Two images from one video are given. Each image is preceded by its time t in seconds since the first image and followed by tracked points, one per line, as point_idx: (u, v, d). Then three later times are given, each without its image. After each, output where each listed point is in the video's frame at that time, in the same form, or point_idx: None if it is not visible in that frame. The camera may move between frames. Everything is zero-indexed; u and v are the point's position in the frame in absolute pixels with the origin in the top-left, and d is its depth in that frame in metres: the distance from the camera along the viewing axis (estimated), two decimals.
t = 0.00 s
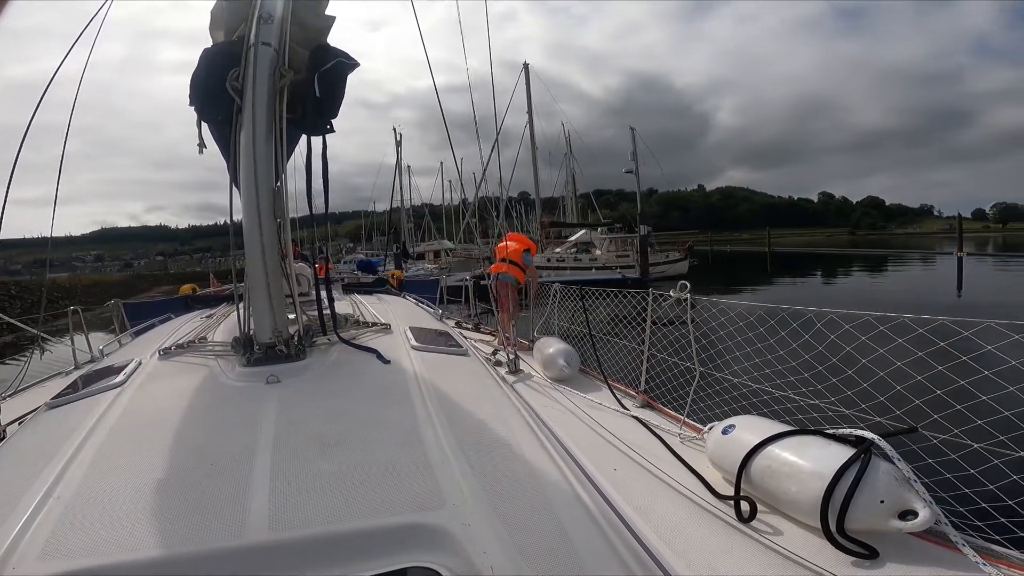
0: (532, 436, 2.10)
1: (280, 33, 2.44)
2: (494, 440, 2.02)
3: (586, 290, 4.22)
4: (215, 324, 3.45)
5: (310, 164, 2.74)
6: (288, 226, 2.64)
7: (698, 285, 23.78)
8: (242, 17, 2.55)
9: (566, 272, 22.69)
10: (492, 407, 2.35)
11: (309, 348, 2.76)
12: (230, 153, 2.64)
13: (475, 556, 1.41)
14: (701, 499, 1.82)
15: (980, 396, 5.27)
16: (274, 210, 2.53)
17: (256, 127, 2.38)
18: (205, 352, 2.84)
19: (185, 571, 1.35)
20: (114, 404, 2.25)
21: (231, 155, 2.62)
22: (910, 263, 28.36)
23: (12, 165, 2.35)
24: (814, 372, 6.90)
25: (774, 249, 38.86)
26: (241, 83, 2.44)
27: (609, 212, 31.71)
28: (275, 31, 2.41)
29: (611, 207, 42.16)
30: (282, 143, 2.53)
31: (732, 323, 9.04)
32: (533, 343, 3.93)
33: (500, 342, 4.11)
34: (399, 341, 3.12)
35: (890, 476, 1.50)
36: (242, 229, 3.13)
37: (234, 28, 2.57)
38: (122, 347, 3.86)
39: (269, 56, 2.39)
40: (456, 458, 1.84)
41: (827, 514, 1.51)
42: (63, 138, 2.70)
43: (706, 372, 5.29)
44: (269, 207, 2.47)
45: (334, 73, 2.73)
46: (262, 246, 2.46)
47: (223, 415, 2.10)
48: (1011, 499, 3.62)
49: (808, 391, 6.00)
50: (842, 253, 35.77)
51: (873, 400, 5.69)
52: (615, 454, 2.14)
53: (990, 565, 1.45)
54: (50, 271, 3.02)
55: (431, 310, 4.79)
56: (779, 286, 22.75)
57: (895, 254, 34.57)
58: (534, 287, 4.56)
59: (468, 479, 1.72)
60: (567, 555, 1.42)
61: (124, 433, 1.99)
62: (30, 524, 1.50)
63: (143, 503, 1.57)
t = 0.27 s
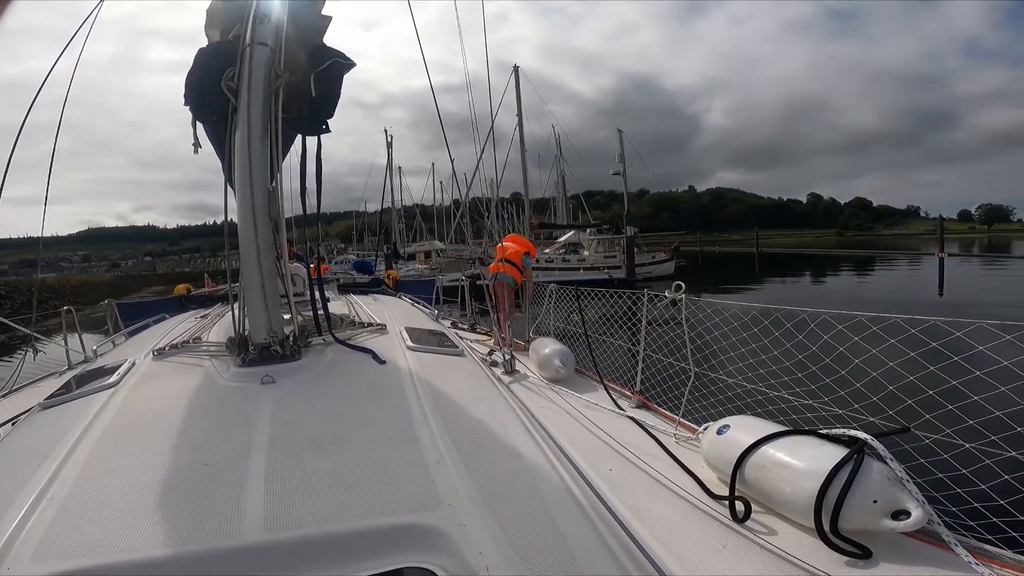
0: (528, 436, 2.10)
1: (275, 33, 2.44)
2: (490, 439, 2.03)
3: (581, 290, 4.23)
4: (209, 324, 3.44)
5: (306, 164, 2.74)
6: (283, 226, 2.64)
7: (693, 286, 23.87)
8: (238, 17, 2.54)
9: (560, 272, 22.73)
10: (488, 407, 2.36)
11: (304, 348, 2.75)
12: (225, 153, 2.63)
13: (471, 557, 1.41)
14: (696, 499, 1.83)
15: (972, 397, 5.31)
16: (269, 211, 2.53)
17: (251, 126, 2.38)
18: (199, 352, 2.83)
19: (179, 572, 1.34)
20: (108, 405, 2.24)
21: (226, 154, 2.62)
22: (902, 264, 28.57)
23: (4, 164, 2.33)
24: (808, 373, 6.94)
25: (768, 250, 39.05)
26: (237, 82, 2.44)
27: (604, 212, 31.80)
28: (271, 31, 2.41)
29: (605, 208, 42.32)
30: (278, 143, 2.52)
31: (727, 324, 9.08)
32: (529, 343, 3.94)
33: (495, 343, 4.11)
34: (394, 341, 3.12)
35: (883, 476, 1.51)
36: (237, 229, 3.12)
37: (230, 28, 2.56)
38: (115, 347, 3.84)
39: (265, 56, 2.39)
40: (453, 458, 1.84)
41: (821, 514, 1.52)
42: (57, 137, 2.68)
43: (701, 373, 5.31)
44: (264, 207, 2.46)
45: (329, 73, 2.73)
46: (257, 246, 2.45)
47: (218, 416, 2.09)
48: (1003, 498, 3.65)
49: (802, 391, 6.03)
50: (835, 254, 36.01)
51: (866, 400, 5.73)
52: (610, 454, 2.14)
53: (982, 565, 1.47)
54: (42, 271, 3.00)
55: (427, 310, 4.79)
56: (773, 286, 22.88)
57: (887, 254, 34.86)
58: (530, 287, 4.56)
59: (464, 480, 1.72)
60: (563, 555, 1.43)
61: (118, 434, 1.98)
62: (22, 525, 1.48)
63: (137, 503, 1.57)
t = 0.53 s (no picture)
0: (528, 433, 2.10)
1: (273, 31, 2.42)
2: (490, 437, 2.03)
3: (581, 287, 4.23)
4: (209, 323, 3.44)
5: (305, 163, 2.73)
6: (282, 224, 2.63)
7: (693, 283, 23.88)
8: (235, 15, 2.53)
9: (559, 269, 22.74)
10: (488, 405, 2.35)
11: (304, 346, 2.75)
12: (223, 151, 2.62)
13: (471, 555, 1.41)
14: (697, 496, 1.83)
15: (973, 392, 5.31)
16: (268, 209, 2.52)
17: (249, 125, 2.37)
18: (199, 351, 2.83)
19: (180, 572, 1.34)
20: (108, 404, 2.24)
21: (225, 153, 2.61)
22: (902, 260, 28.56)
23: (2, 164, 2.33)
24: (809, 369, 6.93)
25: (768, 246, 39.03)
26: (234, 81, 2.43)
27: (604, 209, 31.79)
28: (268, 29, 2.40)
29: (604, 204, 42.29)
30: (276, 141, 2.51)
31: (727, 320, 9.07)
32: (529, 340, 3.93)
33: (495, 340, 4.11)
34: (394, 339, 3.12)
35: (883, 473, 1.51)
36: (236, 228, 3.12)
37: (227, 26, 2.55)
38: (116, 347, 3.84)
39: (262, 54, 2.37)
40: (453, 456, 1.84)
41: (822, 511, 1.52)
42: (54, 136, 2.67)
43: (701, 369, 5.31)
44: (263, 206, 2.45)
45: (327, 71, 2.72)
46: (256, 245, 2.44)
47: (218, 414, 2.09)
48: (1003, 494, 3.65)
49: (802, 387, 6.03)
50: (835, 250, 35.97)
51: (867, 396, 5.73)
52: (611, 452, 2.14)
53: (984, 562, 1.46)
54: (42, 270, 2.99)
55: (426, 307, 4.79)
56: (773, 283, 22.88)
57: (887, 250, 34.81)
58: (530, 284, 4.55)
59: (464, 478, 1.71)
60: (562, 552, 1.42)
61: (118, 433, 1.98)
62: (23, 525, 1.49)
63: (138, 502, 1.57)
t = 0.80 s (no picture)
0: (527, 434, 2.10)
1: (272, 32, 2.42)
2: (489, 437, 2.03)
3: (581, 288, 4.23)
4: (209, 324, 3.44)
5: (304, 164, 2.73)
6: (282, 225, 2.63)
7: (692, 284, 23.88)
8: (235, 16, 2.54)
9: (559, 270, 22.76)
10: (487, 405, 2.36)
11: (304, 347, 2.75)
12: (223, 152, 2.63)
13: (470, 555, 1.41)
14: (696, 496, 1.83)
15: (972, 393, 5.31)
16: (267, 210, 2.52)
17: (249, 125, 2.37)
18: (199, 352, 2.83)
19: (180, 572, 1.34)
20: (108, 405, 2.24)
21: (224, 154, 2.61)
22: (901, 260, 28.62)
23: (2, 165, 2.33)
24: (809, 369, 6.94)
25: (767, 247, 39.10)
26: (234, 82, 2.43)
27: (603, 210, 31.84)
28: (268, 30, 2.40)
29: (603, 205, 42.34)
30: (276, 142, 2.52)
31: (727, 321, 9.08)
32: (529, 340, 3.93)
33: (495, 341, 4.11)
34: (394, 340, 3.12)
35: (882, 473, 1.51)
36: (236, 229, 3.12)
37: (227, 27, 2.56)
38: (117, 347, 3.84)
39: (262, 54, 2.38)
40: (452, 457, 1.84)
41: (821, 511, 1.52)
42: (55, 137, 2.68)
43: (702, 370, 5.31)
44: (262, 207, 2.45)
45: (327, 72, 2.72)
46: (256, 246, 2.45)
47: (219, 415, 2.09)
48: (1002, 495, 3.66)
49: (802, 388, 6.03)
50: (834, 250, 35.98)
51: (867, 396, 5.73)
52: (611, 452, 2.14)
53: (983, 562, 1.46)
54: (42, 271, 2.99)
55: (426, 308, 4.79)
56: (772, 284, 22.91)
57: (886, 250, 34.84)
58: (530, 285, 4.55)
59: (463, 478, 1.72)
60: (561, 553, 1.42)
61: (119, 433, 1.99)
62: (23, 526, 1.49)
63: (137, 503, 1.57)
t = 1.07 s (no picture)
0: (529, 435, 2.10)
1: (274, 33, 2.43)
2: (490, 438, 2.03)
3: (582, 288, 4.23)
4: (211, 324, 3.45)
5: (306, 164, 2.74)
6: (284, 225, 2.64)
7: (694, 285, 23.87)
8: (237, 18, 2.54)
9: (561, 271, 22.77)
10: (489, 406, 2.36)
11: (306, 348, 2.76)
12: (225, 153, 2.63)
13: (471, 556, 1.41)
14: (698, 497, 1.83)
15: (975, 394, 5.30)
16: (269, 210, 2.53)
17: (251, 127, 2.38)
18: (202, 352, 2.83)
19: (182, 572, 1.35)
20: (111, 406, 2.25)
21: (227, 155, 2.62)
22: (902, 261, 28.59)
23: (6, 166, 2.34)
24: (811, 370, 6.92)
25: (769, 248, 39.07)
26: (236, 83, 2.44)
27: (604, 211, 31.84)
28: (270, 31, 2.41)
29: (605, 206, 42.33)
30: (278, 143, 2.53)
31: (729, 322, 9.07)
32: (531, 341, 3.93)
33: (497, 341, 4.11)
34: (396, 341, 3.13)
35: (884, 474, 1.51)
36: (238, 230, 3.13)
37: (229, 28, 2.57)
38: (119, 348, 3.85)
39: (264, 56, 2.39)
40: (454, 458, 1.84)
41: (823, 512, 1.52)
42: (58, 139, 2.69)
43: (704, 371, 5.30)
44: (264, 207, 2.46)
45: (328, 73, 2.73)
46: (258, 247, 2.45)
47: (221, 415, 2.10)
48: (1005, 496, 3.65)
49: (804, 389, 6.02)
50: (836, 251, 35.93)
51: (869, 397, 5.72)
52: (612, 453, 2.15)
53: (985, 563, 1.46)
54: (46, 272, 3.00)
55: (428, 309, 4.79)
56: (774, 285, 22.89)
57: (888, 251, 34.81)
58: (531, 286, 4.55)
59: (464, 479, 1.72)
60: (561, 553, 1.43)
61: (122, 433, 2.00)
62: (26, 526, 1.49)
63: (139, 503, 1.58)
